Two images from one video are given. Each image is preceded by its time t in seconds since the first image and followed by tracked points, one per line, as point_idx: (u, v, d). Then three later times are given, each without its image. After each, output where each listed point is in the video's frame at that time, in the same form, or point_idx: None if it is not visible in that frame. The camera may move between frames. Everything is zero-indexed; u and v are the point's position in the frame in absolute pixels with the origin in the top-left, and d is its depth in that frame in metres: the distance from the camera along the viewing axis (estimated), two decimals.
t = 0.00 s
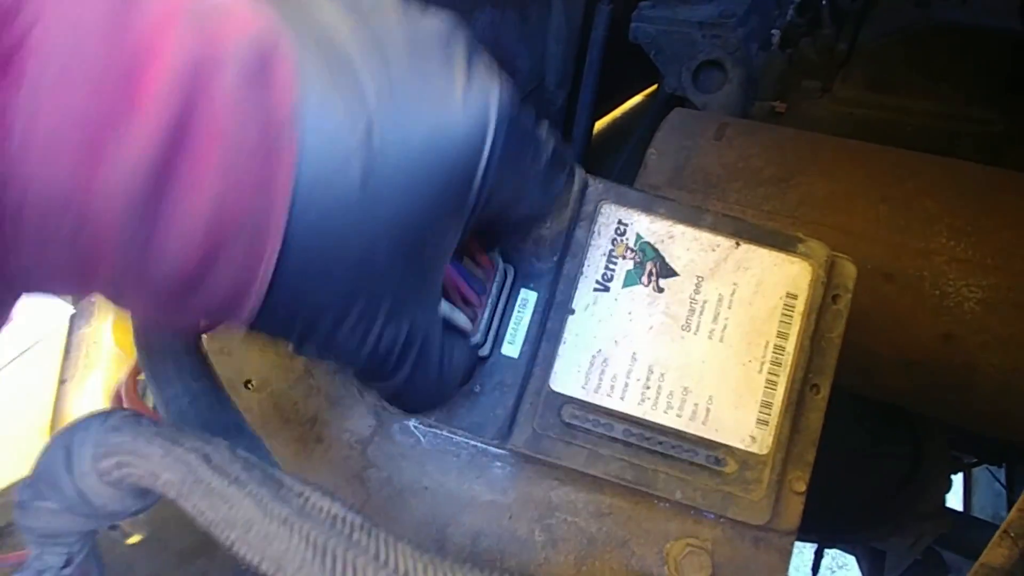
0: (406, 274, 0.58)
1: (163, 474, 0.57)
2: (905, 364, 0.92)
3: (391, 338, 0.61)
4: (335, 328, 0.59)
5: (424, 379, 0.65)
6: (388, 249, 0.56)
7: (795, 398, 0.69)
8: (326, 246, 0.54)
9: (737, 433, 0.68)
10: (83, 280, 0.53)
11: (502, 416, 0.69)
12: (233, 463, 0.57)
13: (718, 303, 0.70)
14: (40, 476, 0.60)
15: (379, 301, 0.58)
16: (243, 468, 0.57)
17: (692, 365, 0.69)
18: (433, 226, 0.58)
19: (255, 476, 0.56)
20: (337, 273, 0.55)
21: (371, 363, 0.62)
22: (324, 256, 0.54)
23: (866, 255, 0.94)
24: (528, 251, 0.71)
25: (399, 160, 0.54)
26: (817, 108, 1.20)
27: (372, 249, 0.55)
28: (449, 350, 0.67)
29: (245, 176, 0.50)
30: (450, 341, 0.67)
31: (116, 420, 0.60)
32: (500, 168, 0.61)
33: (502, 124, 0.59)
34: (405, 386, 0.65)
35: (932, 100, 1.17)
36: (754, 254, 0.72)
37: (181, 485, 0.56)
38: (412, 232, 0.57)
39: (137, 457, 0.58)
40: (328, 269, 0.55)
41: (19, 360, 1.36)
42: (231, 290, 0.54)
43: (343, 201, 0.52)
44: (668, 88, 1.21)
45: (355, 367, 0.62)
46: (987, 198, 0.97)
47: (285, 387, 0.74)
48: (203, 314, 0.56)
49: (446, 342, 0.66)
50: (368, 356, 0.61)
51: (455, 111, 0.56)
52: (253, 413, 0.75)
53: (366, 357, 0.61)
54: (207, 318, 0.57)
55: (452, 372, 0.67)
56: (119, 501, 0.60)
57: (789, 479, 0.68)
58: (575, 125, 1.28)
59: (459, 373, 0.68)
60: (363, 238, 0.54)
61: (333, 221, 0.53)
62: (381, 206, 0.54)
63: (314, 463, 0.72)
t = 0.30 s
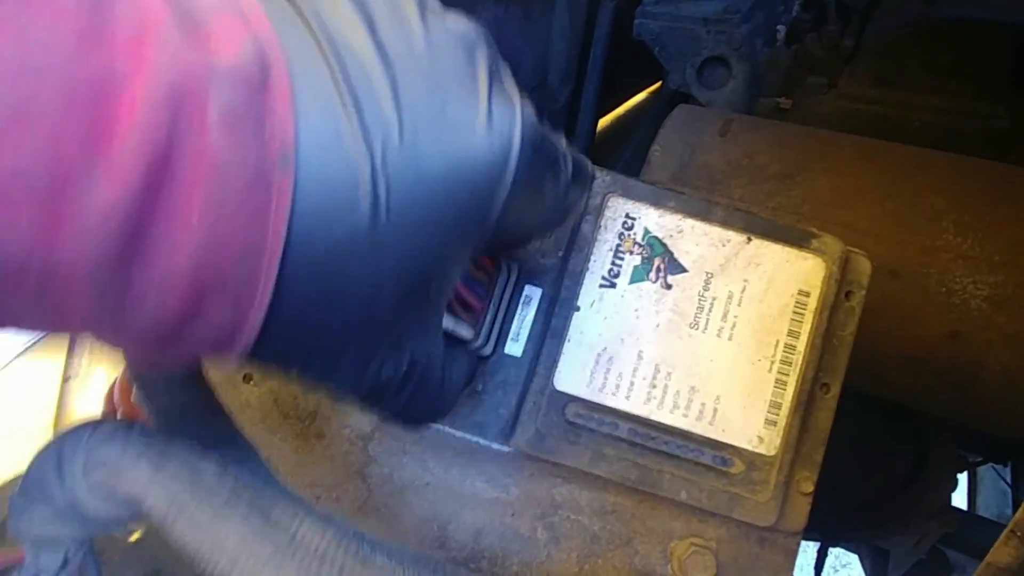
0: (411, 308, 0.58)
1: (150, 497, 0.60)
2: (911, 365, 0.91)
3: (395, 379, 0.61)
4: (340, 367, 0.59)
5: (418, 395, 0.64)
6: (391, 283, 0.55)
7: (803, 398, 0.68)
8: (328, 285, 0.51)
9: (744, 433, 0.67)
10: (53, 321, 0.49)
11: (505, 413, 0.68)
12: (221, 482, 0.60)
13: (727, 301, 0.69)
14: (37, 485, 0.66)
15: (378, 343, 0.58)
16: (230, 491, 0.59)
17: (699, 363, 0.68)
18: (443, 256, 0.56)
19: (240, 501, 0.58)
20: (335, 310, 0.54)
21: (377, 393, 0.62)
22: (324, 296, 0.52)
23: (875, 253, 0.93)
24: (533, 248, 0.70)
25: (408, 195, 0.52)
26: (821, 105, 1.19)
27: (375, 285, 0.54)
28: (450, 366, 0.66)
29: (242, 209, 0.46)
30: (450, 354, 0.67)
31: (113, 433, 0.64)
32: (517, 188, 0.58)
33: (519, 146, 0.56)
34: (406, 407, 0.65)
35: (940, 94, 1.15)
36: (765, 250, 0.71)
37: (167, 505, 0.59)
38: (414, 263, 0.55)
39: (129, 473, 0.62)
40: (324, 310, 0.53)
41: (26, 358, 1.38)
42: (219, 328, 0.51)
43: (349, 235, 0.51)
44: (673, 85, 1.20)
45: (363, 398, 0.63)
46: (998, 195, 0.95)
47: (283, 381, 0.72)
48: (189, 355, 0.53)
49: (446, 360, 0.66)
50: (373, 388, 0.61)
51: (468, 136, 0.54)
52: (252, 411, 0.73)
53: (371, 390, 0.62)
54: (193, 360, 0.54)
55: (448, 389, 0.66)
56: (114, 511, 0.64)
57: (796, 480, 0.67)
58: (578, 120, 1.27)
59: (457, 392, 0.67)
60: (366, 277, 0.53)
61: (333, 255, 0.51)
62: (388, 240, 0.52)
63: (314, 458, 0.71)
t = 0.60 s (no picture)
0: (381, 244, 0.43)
1: (177, 479, 0.58)
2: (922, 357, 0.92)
3: (383, 350, 0.48)
4: (304, 345, 0.44)
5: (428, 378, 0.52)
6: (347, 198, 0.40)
7: (815, 390, 0.68)
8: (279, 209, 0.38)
9: (756, 424, 0.67)
10: None
11: (518, 405, 0.69)
12: (252, 472, 0.57)
13: (739, 293, 0.69)
14: (62, 465, 0.62)
15: (358, 304, 0.44)
16: (258, 479, 0.57)
17: (711, 355, 0.68)
18: (438, 176, 0.44)
19: (268, 489, 0.56)
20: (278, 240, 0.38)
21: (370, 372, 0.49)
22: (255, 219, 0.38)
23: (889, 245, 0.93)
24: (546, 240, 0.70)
25: (362, 82, 0.40)
26: (835, 95, 1.18)
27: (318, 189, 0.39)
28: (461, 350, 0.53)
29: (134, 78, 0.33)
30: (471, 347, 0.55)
31: (135, 427, 0.60)
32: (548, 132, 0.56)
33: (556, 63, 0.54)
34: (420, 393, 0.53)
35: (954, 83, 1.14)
36: (777, 242, 0.70)
37: (195, 492, 0.56)
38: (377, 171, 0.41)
39: (158, 457, 0.58)
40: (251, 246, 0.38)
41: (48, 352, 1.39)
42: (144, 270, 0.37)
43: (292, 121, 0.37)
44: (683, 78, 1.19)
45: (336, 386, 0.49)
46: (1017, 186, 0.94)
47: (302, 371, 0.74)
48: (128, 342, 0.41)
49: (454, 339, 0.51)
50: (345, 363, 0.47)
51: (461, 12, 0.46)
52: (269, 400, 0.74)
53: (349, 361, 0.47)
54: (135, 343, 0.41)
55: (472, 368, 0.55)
56: (138, 491, 0.61)
57: (808, 471, 0.67)
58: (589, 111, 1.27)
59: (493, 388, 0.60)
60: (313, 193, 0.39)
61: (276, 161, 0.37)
62: (339, 134, 0.39)
63: (331, 449, 0.72)
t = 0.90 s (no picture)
0: (293, 221, 0.56)
1: (252, 451, 0.63)
2: (933, 350, 0.94)
3: (266, 317, 0.57)
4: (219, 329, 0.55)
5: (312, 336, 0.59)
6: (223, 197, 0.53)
7: (814, 383, 0.72)
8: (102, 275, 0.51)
9: (759, 417, 0.72)
10: None
11: (535, 405, 0.74)
12: (308, 442, 0.65)
13: (738, 295, 0.73)
14: (137, 461, 0.65)
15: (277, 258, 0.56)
16: (313, 445, 0.64)
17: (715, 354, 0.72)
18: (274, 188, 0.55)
19: (326, 452, 0.64)
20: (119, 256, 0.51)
21: (279, 337, 0.57)
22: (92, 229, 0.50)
23: (894, 241, 0.95)
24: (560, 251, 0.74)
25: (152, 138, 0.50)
26: (846, 92, 1.21)
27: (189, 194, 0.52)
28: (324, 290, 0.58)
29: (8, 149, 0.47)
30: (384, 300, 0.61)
31: (203, 417, 0.66)
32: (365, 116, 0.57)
33: (356, 54, 0.55)
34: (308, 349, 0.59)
35: (962, 80, 1.17)
36: (773, 247, 0.75)
37: (271, 460, 0.63)
38: (259, 170, 0.53)
39: (230, 438, 0.64)
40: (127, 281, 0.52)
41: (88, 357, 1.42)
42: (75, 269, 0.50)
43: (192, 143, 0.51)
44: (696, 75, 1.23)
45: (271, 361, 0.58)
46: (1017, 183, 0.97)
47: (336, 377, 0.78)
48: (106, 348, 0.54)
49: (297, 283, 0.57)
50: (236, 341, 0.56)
51: (224, 47, 0.51)
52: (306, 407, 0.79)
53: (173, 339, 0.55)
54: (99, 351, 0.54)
55: (322, 330, 0.59)
56: (207, 483, 0.64)
57: (811, 460, 0.72)
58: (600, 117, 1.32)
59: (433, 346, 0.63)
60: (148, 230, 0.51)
61: (64, 175, 0.49)
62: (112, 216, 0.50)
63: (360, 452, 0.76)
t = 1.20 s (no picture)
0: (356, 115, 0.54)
1: (283, 429, 0.57)
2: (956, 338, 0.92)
3: (307, 117, 0.48)
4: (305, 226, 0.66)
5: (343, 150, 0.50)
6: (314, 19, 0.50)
7: (835, 370, 0.72)
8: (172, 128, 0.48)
9: (779, 404, 0.71)
10: (17, 130, 0.48)
11: (553, 393, 0.73)
12: (342, 416, 0.58)
13: (758, 281, 0.73)
14: (167, 441, 0.59)
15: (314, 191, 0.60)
16: (348, 420, 0.57)
17: (734, 341, 0.72)
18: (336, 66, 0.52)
19: (359, 425, 0.57)
20: (201, 44, 0.47)
21: (323, 134, 0.49)
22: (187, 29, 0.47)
23: (916, 227, 0.94)
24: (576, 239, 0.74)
25: None
26: (864, 79, 1.19)
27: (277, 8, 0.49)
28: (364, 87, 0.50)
29: None
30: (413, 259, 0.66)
31: (230, 394, 0.59)
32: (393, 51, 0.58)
33: None
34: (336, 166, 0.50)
35: (981, 65, 1.16)
36: (793, 233, 0.74)
37: (300, 435, 0.56)
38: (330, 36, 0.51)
39: (259, 416, 0.57)
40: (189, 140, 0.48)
41: (100, 346, 1.33)
42: (153, 83, 0.46)
43: None
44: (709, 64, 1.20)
45: (305, 175, 0.50)
46: None
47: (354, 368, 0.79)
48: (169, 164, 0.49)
49: (351, 79, 0.49)
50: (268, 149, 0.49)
51: None
52: (326, 397, 0.80)
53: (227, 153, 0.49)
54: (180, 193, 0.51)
55: (352, 143, 0.50)
56: (239, 464, 0.58)
57: (832, 447, 0.71)
58: (614, 107, 1.31)
59: (466, 205, 0.55)
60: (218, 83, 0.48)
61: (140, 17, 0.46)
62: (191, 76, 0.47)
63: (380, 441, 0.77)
